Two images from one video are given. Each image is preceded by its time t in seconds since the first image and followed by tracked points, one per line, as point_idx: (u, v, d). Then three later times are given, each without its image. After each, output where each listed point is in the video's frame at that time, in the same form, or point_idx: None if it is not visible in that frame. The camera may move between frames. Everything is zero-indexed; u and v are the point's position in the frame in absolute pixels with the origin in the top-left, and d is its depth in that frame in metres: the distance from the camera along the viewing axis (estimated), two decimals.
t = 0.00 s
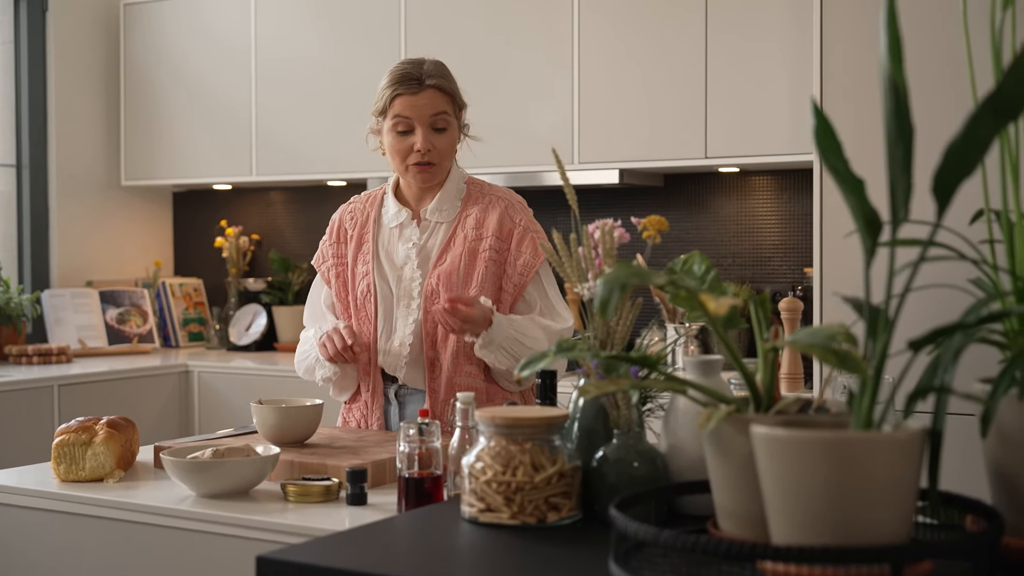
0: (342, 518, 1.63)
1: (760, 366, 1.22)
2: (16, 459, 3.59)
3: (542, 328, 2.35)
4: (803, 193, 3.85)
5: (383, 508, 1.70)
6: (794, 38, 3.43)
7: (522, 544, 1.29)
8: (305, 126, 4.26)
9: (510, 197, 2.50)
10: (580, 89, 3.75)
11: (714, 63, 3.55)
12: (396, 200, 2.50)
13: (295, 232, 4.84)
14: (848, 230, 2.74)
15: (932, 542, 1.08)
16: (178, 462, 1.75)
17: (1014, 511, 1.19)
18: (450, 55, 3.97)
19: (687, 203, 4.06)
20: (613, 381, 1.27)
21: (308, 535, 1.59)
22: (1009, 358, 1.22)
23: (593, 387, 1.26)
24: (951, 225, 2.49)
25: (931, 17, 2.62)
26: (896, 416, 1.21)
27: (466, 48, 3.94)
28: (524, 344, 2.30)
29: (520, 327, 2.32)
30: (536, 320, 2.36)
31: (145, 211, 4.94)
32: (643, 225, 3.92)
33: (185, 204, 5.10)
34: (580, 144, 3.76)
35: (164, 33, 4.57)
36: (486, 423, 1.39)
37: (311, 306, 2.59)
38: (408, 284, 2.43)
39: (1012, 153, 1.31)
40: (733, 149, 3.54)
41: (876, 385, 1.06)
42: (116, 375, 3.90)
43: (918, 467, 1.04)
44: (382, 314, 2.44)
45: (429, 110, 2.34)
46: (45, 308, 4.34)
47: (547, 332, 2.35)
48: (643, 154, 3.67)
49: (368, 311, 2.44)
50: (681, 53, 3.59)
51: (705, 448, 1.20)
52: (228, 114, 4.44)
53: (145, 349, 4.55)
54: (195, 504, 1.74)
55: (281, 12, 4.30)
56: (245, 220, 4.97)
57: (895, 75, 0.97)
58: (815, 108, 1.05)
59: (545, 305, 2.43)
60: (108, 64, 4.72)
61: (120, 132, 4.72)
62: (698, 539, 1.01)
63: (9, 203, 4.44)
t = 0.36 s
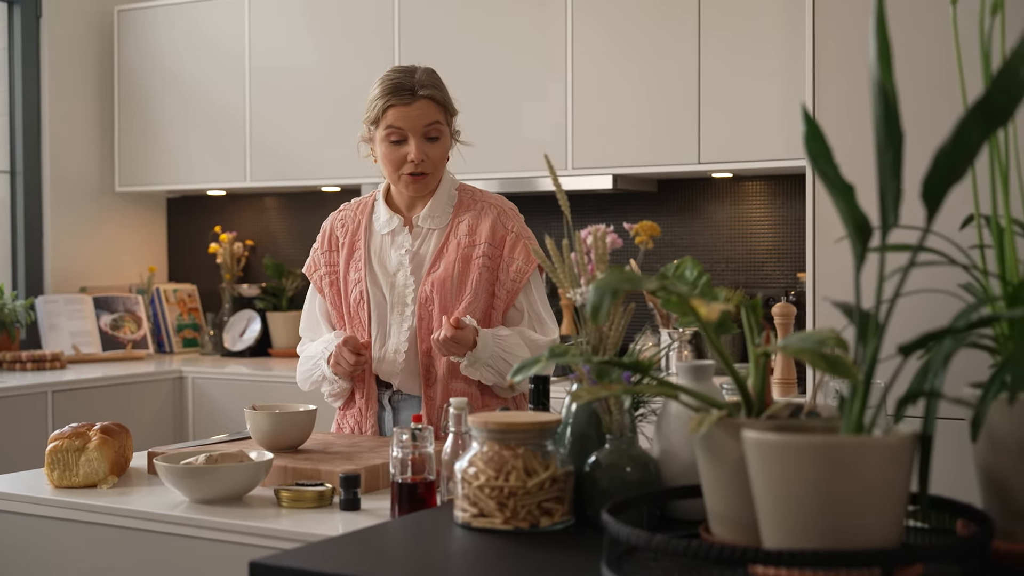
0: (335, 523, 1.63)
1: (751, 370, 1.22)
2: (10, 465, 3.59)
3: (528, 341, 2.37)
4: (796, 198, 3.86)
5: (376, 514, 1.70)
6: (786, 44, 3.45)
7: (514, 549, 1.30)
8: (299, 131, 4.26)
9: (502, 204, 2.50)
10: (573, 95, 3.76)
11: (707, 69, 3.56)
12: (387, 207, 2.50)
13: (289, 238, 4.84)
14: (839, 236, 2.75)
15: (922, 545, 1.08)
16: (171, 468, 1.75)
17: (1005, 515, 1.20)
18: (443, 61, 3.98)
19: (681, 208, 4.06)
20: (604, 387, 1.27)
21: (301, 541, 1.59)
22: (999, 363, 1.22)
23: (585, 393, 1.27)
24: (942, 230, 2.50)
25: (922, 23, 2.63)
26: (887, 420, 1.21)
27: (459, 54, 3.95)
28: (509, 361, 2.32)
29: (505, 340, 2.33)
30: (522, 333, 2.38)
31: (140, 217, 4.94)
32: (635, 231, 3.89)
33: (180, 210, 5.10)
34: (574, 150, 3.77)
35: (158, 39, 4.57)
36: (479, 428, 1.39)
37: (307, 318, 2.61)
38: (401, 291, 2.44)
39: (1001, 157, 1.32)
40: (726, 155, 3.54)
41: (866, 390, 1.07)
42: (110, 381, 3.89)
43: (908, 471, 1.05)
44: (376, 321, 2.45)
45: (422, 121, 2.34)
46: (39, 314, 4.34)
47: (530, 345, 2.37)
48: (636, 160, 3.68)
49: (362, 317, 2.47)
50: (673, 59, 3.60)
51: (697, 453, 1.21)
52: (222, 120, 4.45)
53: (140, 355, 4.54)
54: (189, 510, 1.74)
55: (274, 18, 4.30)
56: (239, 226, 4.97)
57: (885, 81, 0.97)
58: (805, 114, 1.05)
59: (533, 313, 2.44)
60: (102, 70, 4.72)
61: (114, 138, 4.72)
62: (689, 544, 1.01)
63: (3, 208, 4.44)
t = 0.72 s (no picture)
0: (335, 529, 1.63)
1: (751, 374, 1.22)
2: (10, 473, 3.59)
3: (529, 344, 2.37)
4: (795, 201, 3.86)
5: (376, 520, 1.70)
6: (783, 47, 3.45)
7: (514, 554, 1.30)
8: (298, 137, 4.27)
9: (500, 209, 2.50)
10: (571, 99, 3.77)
11: (705, 73, 3.56)
12: (384, 213, 2.50)
13: (288, 244, 4.85)
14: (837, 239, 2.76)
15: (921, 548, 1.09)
16: (171, 474, 1.75)
17: (1004, 518, 1.20)
18: (441, 67, 3.99)
19: (679, 212, 4.07)
20: (603, 391, 1.27)
21: (301, 547, 1.59)
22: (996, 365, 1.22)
23: (584, 398, 1.26)
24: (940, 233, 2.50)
25: (918, 25, 2.63)
26: (885, 423, 1.21)
27: (458, 60, 3.95)
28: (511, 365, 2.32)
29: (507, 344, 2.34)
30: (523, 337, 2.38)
31: (139, 224, 4.95)
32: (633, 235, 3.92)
33: (179, 217, 5.10)
34: (572, 155, 3.77)
35: (156, 47, 4.58)
36: (478, 433, 1.40)
37: (307, 325, 2.61)
38: (399, 297, 2.44)
39: (998, 160, 1.32)
40: (724, 158, 3.55)
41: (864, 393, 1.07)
42: (110, 388, 3.89)
43: (907, 474, 1.05)
44: (373, 327, 2.44)
45: (418, 126, 2.34)
46: (39, 322, 4.34)
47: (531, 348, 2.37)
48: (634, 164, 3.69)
49: (358, 323, 2.46)
50: (671, 63, 3.61)
51: (696, 456, 1.21)
52: (221, 126, 4.45)
53: (140, 362, 4.54)
54: (189, 516, 1.74)
55: (272, 25, 4.31)
56: (239, 233, 4.98)
57: (881, 84, 0.97)
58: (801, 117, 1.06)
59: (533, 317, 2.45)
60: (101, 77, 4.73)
61: (113, 145, 4.73)
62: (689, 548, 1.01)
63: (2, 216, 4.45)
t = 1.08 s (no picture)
0: (336, 530, 1.63)
1: (753, 375, 1.22)
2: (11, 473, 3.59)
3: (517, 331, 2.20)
4: (797, 202, 3.86)
5: (378, 520, 1.70)
6: (785, 48, 3.45)
7: (516, 555, 1.30)
8: (299, 138, 4.27)
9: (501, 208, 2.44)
10: (573, 100, 3.77)
11: (707, 74, 3.56)
12: (392, 214, 2.51)
13: (290, 244, 4.85)
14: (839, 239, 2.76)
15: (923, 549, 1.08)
16: (173, 475, 1.75)
17: (1006, 520, 1.20)
18: (443, 67, 3.99)
19: (681, 213, 4.07)
20: (605, 391, 1.27)
21: (302, 547, 1.59)
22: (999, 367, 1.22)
23: (586, 398, 1.27)
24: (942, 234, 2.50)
25: (920, 26, 2.63)
26: (887, 425, 1.21)
27: (459, 61, 3.95)
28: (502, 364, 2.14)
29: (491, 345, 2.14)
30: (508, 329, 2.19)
31: (141, 224, 4.95)
32: (635, 236, 3.90)
33: (181, 217, 5.11)
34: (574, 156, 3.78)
35: (158, 46, 4.58)
36: (480, 433, 1.40)
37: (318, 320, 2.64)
38: (400, 299, 2.45)
39: (1001, 160, 1.32)
40: (726, 159, 3.55)
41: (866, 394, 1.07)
42: (111, 388, 3.90)
43: (909, 475, 1.05)
44: (378, 328, 2.47)
45: (409, 120, 2.34)
46: (41, 322, 4.34)
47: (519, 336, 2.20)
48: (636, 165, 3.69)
49: (363, 324, 2.49)
50: (672, 63, 3.61)
51: (698, 457, 1.21)
52: (223, 127, 4.46)
53: (142, 362, 4.54)
54: (190, 516, 1.74)
55: (274, 25, 4.31)
56: (240, 233, 4.98)
57: (883, 86, 0.97)
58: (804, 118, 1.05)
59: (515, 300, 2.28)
60: (103, 76, 4.73)
61: (115, 145, 4.73)
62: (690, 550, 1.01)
63: (4, 215, 4.46)
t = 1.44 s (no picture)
0: (339, 526, 1.63)
1: (756, 373, 1.22)
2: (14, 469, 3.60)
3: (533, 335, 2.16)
4: (800, 200, 3.86)
5: (381, 517, 1.71)
6: (788, 46, 3.45)
7: (520, 552, 1.30)
8: (302, 135, 4.27)
9: (505, 205, 2.41)
10: (576, 97, 3.77)
11: (710, 71, 3.56)
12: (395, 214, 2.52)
13: (293, 241, 4.85)
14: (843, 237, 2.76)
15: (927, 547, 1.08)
16: (176, 471, 1.75)
17: (1011, 518, 1.20)
18: (447, 64, 3.98)
19: (685, 210, 4.07)
20: (609, 389, 1.27)
21: (306, 544, 1.59)
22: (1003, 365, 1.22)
23: (590, 396, 1.27)
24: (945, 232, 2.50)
25: (924, 24, 2.63)
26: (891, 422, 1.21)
27: (462, 58, 3.95)
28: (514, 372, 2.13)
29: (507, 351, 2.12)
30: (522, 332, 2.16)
31: (144, 221, 4.95)
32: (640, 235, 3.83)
33: (184, 214, 5.11)
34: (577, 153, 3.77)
35: (162, 43, 4.58)
36: (483, 431, 1.39)
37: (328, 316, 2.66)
38: (400, 297, 2.46)
39: (1006, 157, 1.31)
40: (728, 157, 3.55)
41: (870, 392, 1.06)
42: (115, 385, 3.90)
43: (913, 474, 1.05)
44: (380, 325, 2.48)
45: (401, 117, 2.34)
46: (44, 318, 4.35)
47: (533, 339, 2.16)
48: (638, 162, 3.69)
49: (367, 321, 2.51)
50: (675, 61, 3.61)
51: (702, 455, 1.20)
52: (226, 123, 4.46)
53: (145, 358, 4.55)
54: (194, 513, 1.74)
55: (277, 22, 4.31)
56: (243, 230, 4.98)
57: (888, 83, 0.97)
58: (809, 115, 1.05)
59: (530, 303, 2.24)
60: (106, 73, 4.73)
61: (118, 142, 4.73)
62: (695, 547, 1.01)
63: (8, 212, 4.46)
